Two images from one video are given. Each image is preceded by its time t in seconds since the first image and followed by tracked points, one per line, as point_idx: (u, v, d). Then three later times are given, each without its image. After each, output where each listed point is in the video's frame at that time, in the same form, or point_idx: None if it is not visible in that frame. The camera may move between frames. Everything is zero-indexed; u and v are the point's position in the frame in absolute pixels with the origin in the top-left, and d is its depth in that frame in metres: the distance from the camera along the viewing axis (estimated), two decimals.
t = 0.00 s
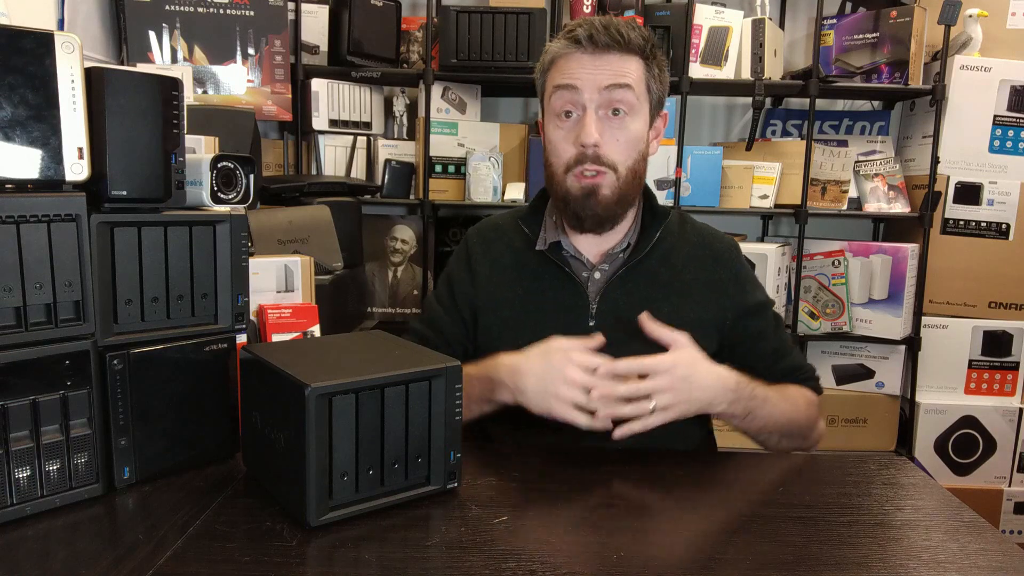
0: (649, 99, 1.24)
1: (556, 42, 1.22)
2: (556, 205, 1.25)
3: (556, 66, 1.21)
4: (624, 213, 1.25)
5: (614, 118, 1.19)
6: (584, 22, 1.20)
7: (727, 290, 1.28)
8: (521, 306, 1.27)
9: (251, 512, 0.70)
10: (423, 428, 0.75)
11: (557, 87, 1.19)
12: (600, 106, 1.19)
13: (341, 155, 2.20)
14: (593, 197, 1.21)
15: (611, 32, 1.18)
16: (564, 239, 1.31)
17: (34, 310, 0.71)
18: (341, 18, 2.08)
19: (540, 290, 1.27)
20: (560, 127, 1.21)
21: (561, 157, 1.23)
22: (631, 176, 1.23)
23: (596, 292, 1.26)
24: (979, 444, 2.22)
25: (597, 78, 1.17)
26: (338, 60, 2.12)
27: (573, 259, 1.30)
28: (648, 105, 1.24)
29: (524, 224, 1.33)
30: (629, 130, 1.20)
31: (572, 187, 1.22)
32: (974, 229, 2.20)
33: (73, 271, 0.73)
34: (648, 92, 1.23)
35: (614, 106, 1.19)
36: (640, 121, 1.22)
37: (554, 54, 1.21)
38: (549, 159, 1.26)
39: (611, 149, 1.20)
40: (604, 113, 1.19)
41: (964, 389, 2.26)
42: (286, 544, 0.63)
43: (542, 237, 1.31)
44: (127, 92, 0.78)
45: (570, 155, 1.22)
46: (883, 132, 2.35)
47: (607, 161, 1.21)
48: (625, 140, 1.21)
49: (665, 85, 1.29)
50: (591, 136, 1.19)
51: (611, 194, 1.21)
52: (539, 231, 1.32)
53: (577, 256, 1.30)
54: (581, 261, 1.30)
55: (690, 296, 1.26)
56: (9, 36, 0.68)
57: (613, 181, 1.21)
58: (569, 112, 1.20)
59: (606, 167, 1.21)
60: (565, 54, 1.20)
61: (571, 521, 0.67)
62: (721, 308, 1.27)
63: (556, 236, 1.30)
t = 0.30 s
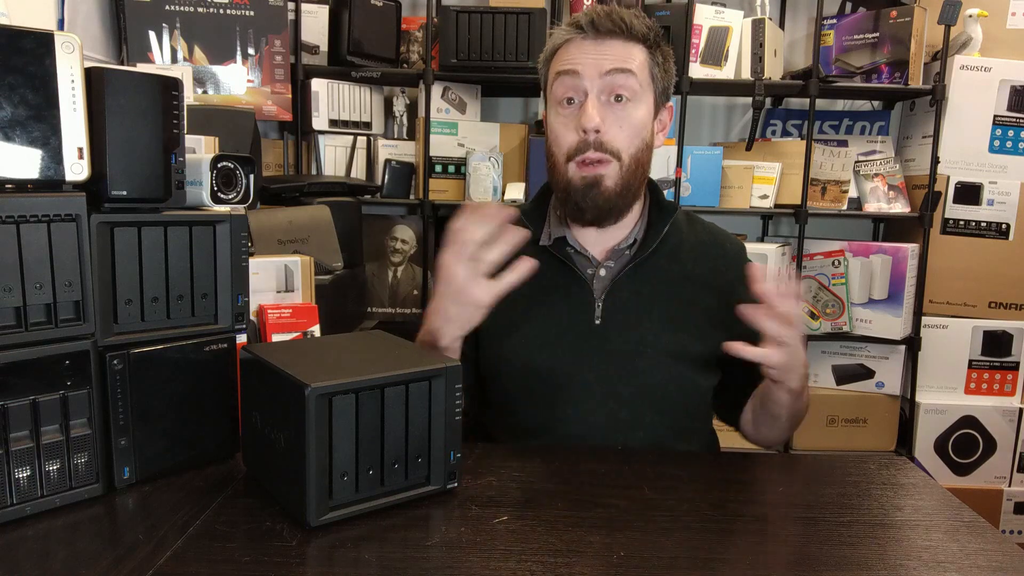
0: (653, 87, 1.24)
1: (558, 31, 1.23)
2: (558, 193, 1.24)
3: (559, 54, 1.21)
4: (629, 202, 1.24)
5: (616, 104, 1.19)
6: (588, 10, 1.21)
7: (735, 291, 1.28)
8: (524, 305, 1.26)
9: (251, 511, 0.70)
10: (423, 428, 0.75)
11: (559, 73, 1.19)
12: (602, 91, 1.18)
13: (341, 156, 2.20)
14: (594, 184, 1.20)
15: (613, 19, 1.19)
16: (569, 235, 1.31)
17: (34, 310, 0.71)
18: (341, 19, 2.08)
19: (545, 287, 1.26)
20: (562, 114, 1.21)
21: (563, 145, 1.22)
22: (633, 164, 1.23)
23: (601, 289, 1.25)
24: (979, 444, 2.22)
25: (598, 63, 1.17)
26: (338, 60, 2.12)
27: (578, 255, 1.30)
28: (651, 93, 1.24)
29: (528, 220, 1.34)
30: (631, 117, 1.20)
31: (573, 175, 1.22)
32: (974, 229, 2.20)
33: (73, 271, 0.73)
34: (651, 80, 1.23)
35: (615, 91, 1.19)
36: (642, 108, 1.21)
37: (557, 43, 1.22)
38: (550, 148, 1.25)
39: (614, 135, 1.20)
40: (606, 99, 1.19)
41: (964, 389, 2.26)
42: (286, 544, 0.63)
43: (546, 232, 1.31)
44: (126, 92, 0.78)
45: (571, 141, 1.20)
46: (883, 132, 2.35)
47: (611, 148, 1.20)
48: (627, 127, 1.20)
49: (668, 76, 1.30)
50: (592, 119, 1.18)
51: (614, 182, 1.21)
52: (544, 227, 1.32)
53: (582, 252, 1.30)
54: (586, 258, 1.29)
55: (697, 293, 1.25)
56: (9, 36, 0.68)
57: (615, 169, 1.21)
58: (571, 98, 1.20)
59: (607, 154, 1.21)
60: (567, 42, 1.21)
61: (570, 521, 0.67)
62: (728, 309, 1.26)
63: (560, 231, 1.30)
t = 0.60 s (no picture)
0: (647, 100, 1.22)
1: (556, 36, 1.22)
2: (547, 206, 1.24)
3: (553, 60, 1.20)
4: (615, 221, 1.23)
5: (606, 117, 1.17)
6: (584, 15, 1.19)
7: (736, 300, 1.27)
8: (524, 310, 1.25)
9: (251, 511, 0.70)
10: (423, 428, 0.75)
11: (551, 82, 1.19)
12: (591, 103, 1.17)
13: (341, 155, 2.20)
14: (580, 201, 1.19)
15: (609, 26, 1.17)
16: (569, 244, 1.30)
17: (34, 310, 0.71)
18: (341, 18, 2.08)
19: (546, 292, 1.25)
20: (552, 125, 1.20)
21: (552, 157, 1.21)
22: (621, 180, 1.21)
23: (601, 299, 1.24)
24: (979, 444, 2.22)
25: (590, 74, 1.16)
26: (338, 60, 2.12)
27: (577, 263, 1.30)
28: (644, 106, 1.21)
29: (525, 227, 1.32)
30: (620, 131, 1.18)
31: (560, 192, 1.21)
32: (974, 229, 2.20)
33: (73, 271, 0.73)
34: (645, 92, 1.21)
35: (605, 104, 1.17)
36: (633, 122, 1.19)
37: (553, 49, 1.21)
38: (542, 158, 1.24)
39: (602, 150, 1.18)
40: (595, 112, 1.17)
41: (964, 389, 2.26)
42: (286, 544, 0.63)
43: (544, 242, 1.30)
44: (127, 92, 0.78)
45: (558, 154, 1.19)
46: (883, 132, 2.35)
47: (597, 163, 1.19)
48: (616, 142, 1.18)
49: (665, 87, 1.27)
50: (578, 134, 1.16)
51: (599, 200, 1.20)
52: (543, 235, 1.31)
53: (581, 261, 1.30)
54: (585, 266, 1.29)
55: (700, 302, 1.25)
56: (9, 37, 0.68)
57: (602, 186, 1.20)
58: (561, 109, 1.18)
59: (594, 169, 1.19)
60: (561, 49, 1.19)
61: (570, 521, 0.67)
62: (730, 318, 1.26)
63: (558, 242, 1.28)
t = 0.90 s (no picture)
0: (643, 111, 1.21)
1: (550, 46, 1.22)
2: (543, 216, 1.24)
3: (547, 71, 1.21)
4: (610, 231, 1.23)
5: (599, 129, 1.17)
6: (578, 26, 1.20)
7: (736, 304, 1.27)
8: (524, 314, 1.25)
9: (251, 511, 0.70)
10: (423, 428, 0.75)
11: (545, 94, 1.19)
12: (585, 116, 1.17)
13: (341, 155, 2.20)
14: (574, 213, 1.19)
15: (603, 38, 1.18)
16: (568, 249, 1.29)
17: (34, 310, 0.71)
18: (341, 18, 2.08)
19: (546, 296, 1.25)
20: (546, 136, 1.20)
21: (546, 169, 1.21)
22: (616, 193, 1.21)
23: (600, 302, 1.24)
24: (979, 444, 2.22)
25: (583, 86, 1.16)
26: (338, 60, 2.12)
27: (576, 267, 1.30)
28: (640, 117, 1.21)
29: (524, 232, 1.33)
30: (614, 144, 1.18)
31: (555, 202, 1.21)
32: (974, 229, 2.20)
33: (73, 271, 0.73)
34: (640, 103, 1.21)
35: (598, 117, 1.17)
36: (627, 135, 1.19)
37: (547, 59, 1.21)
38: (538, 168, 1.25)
39: (595, 163, 1.18)
40: (588, 124, 1.17)
41: (964, 389, 2.26)
42: (286, 544, 0.63)
43: (543, 245, 1.30)
44: (126, 92, 0.78)
45: (552, 167, 1.20)
46: (883, 132, 2.35)
47: (591, 176, 1.18)
48: (610, 154, 1.18)
49: (662, 98, 1.27)
50: (571, 148, 1.16)
51: (594, 212, 1.19)
52: (541, 239, 1.31)
53: (581, 265, 1.30)
54: (583, 270, 1.29)
55: (699, 305, 1.25)
56: (9, 37, 0.68)
57: (596, 200, 1.19)
58: (555, 120, 1.19)
59: (589, 181, 1.19)
60: (555, 59, 1.20)
61: (570, 521, 0.67)
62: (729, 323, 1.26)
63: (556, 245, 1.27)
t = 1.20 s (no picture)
0: (642, 114, 1.22)
1: (550, 49, 1.22)
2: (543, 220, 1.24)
3: (547, 75, 1.20)
4: (611, 234, 1.23)
5: (599, 133, 1.18)
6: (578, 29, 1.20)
7: (735, 303, 1.27)
8: (524, 314, 1.25)
9: (251, 511, 0.70)
10: (423, 428, 0.75)
11: (545, 98, 1.19)
12: (585, 120, 1.17)
13: (341, 156, 2.20)
14: (575, 216, 1.19)
15: (603, 41, 1.18)
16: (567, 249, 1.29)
17: (34, 310, 0.71)
18: (341, 19, 2.08)
19: (546, 296, 1.25)
20: (546, 140, 1.20)
21: (546, 172, 1.21)
22: (617, 196, 1.21)
23: (600, 302, 1.24)
24: (979, 444, 2.22)
25: (583, 90, 1.16)
26: (338, 60, 2.12)
27: (576, 267, 1.30)
28: (640, 120, 1.21)
29: (524, 233, 1.33)
30: (614, 147, 1.18)
31: (555, 206, 1.21)
32: (974, 229, 2.20)
33: (73, 271, 0.73)
34: (640, 106, 1.21)
35: (599, 120, 1.17)
36: (627, 138, 1.19)
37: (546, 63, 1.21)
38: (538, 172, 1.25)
39: (595, 166, 1.18)
40: (588, 128, 1.17)
41: (964, 389, 2.26)
42: (286, 544, 0.63)
43: (543, 245, 1.29)
44: (127, 92, 0.78)
45: (552, 171, 1.20)
46: (883, 132, 2.35)
47: (591, 180, 1.19)
48: (610, 158, 1.18)
49: (662, 101, 1.27)
50: (572, 152, 1.16)
51: (595, 216, 1.19)
52: (540, 240, 1.31)
53: (581, 265, 1.30)
54: (584, 270, 1.30)
55: (699, 305, 1.25)
56: (9, 37, 0.68)
57: (596, 203, 1.19)
58: (555, 124, 1.19)
59: (589, 185, 1.19)
60: (555, 63, 1.20)
61: (570, 521, 0.67)
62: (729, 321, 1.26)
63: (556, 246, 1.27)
